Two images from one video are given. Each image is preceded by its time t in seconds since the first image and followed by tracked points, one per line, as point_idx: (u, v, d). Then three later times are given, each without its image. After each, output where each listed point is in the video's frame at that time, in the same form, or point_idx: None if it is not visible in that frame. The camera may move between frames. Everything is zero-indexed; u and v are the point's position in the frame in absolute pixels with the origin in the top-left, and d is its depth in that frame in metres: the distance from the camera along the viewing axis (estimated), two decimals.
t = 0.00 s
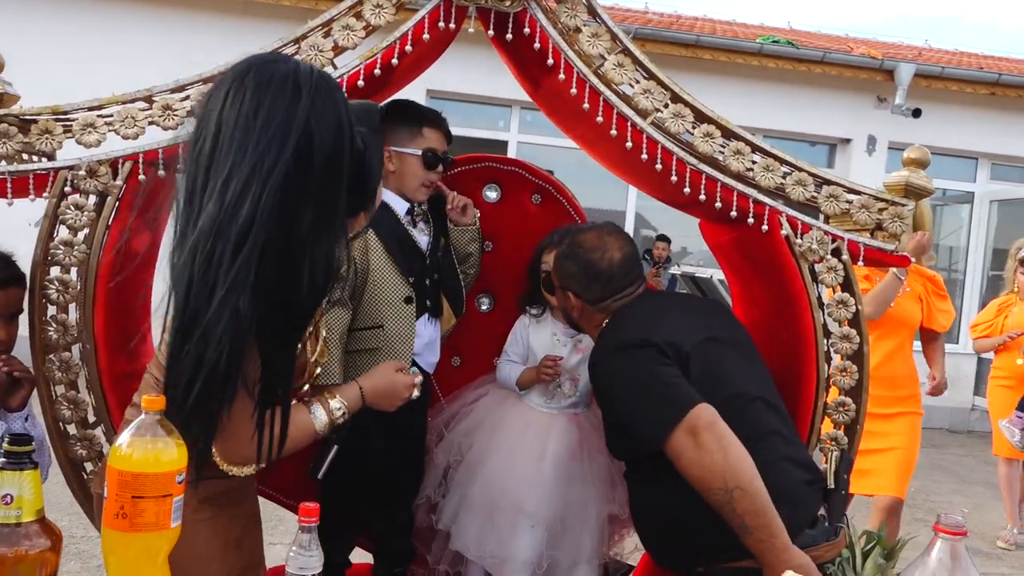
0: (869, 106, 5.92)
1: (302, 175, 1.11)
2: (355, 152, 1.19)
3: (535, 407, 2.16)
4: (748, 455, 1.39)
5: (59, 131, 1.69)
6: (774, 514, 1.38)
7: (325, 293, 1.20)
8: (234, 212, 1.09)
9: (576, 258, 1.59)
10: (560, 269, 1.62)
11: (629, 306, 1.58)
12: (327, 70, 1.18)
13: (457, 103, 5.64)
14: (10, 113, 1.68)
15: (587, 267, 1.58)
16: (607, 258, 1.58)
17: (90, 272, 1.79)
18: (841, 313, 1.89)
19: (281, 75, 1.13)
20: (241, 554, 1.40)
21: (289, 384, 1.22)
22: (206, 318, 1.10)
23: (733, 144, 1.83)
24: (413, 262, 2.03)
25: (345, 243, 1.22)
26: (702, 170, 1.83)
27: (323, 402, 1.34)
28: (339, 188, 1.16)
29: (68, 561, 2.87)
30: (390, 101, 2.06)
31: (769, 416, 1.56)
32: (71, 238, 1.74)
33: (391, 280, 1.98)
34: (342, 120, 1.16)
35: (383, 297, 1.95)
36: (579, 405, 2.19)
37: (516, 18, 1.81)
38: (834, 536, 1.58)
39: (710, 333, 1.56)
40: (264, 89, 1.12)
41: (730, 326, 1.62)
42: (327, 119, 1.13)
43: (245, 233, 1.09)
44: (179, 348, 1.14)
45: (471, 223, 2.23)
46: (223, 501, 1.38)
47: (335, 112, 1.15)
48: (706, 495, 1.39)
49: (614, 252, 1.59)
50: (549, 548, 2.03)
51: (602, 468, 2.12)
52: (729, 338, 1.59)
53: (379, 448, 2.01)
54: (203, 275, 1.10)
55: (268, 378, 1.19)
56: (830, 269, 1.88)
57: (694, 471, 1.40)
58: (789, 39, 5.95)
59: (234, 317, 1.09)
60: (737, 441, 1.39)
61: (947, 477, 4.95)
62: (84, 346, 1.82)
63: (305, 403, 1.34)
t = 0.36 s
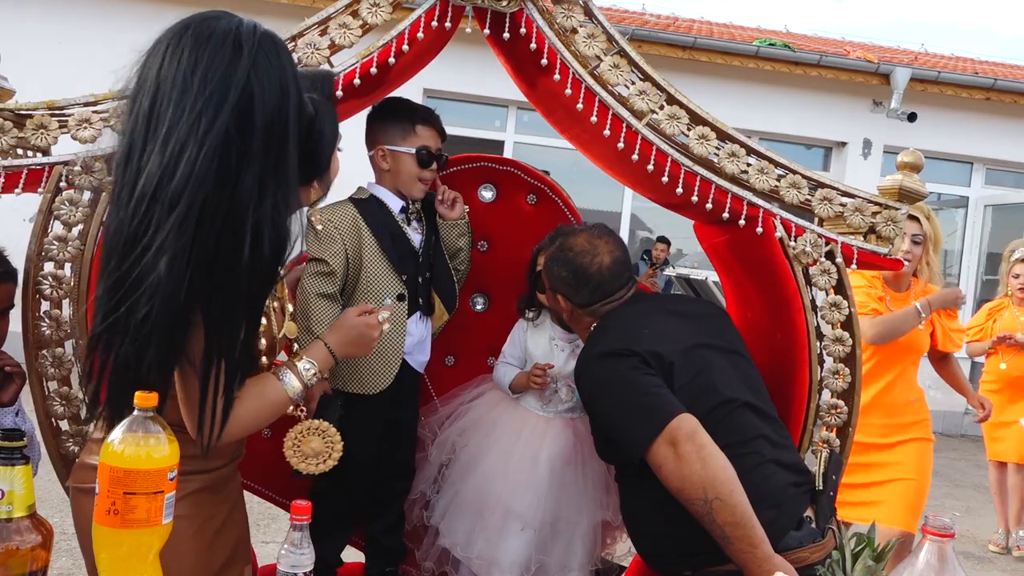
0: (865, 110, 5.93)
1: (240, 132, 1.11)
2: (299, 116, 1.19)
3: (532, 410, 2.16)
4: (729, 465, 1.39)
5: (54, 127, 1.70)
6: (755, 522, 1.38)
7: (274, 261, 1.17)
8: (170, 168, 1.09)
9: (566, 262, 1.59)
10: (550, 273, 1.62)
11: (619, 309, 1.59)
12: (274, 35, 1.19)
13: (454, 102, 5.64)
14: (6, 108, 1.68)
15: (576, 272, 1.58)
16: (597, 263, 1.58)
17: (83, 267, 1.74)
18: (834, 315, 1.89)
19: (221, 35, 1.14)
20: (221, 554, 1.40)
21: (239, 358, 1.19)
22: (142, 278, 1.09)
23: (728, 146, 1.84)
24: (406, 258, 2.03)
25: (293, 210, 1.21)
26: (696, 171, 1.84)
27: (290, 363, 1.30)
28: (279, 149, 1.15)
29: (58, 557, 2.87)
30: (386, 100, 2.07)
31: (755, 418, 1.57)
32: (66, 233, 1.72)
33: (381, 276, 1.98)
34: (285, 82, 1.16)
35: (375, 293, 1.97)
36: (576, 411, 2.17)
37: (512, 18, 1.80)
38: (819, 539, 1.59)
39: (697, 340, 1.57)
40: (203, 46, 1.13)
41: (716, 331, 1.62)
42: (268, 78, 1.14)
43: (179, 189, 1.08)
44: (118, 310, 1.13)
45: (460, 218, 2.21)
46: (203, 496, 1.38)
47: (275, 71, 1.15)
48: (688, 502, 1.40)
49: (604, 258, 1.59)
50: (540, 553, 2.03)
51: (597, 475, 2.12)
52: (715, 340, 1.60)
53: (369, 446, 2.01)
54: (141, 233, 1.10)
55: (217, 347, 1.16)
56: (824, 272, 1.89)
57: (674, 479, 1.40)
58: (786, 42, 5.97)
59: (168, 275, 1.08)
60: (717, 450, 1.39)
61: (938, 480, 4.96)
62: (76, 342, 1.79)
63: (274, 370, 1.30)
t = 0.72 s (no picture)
0: (862, 111, 5.94)
1: (174, 113, 1.08)
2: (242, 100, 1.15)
3: (533, 413, 2.15)
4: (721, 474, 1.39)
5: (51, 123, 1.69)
6: (744, 530, 1.38)
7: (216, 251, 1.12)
8: (101, 149, 1.07)
9: (561, 266, 1.59)
10: (543, 276, 1.62)
11: (614, 312, 1.59)
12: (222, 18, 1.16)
13: (451, 101, 5.64)
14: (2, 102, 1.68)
15: (571, 275, 1.58)
16: (592, 266, 1.58)
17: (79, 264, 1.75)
18: (830, 316, 1.89)
19: (163, 15, 1.12)
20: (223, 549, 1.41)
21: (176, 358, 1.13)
22: (71, 261, 1.07)
23: (726, 146, 1.84)
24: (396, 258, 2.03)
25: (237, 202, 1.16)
26: (693, 172, 1.84)
27: (306, 323, 1.30)
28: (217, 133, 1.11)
29: (52, 554, 2.87)
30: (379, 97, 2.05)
31: (749, 420, 1.57)
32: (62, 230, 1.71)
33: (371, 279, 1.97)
34: (226, 64, 1.12)
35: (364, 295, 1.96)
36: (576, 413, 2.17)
37: (510, 18, 1.80)
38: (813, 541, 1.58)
39: (692, 344, 1.56)
40: (143, 25, 1.11)
41: (711, 332, 1.62)
42: (207, 60, 1.10)
43: (109, 170, 1.06)
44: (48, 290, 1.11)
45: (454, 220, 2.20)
46: (203, 494, 1.37)
47: (215, 53, 1.11)
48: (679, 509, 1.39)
49: (598, 261, 1.59)
50: (540, 553, 2.03)
51: (599, 476, 2.10)
52: (709, 342, 1.59)
53: (364, 445, 2.01)
54: (72, 215, 1.08)
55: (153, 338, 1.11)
56: (820, 274, 1.90)
57: (665, 486, 1.40)
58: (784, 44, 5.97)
59: (93, 258, 1.06)
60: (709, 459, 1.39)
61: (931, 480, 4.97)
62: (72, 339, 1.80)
63: (295, 335, 1.30)
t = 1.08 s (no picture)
0: (862, 110, 5.94)
1: (134, 82, 1.18)
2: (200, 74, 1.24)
3: (533, 407, 2.16)
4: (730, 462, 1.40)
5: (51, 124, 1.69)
6: (748, 524, 1.38)
7: (171, 214, 1.21)
8: (68, 118, 1.18)
9: (583, 248, 1.58)
10: (563, 259, 1.60)
11: (622, 303, 1.58)
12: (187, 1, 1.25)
13: (451, 102, 5.64)
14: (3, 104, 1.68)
15: (594, 257, 1.58)
16: (613, 248, 1.59)
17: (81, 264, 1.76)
18: (831, 314, 1.89)
19: None
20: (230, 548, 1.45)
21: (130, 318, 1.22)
22: (38, 224, 1.18)
23: (726, 145, 1.85)
24: (390, 259, 2.03)
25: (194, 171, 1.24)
26: (693, 171, 1.85)
27: (312, 253, 1.44)
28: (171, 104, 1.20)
29: (54, 556, 2.86)
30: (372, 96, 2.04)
31: (754, 417, 1.56)
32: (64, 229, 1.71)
33: (367, 284, 1.97)
34: (187, 38, 1.22)
35: (359, 300, 1.95)
36: (578, 407, 2.16)
37: (510, 17, 1.80)
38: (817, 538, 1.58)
39: (702, 336, 1.56)
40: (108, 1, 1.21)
41: (718, 327, 1.61)
42: (165, 37, 1.20)
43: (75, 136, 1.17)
44: (18, 251, 1.21)
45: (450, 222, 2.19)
46: (223, 490, 1.44)
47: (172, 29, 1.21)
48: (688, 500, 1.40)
49: (619, 244, 1.60)
50: (544, 549, 2.02)
51: (601, 472, 2.10)
52: (717, 335, 1.58)
53: (365, 444, 2.01)
54: (41, 181, 1.19)
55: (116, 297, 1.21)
56: (821, 271, 1.90)
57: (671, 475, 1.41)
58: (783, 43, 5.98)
59: (57, 220, 1.16)
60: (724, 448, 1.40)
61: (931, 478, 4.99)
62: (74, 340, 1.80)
63: (303, 258, 1.44)
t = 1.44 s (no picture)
0: (859, 101, 5.94)
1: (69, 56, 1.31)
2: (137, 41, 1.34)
3: (521, 392, 2.17)
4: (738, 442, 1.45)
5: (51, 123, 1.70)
6: (733, 505, 1.45)
7: (102, 177, 1.28)
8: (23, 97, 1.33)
9: (640, 200, 1.59)
10: (616, 209, 1.59)
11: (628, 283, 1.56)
12: None
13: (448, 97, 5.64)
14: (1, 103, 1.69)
15: (649, 211, 1.59)
16: (665, 206, 1.61)
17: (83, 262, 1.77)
18: (832, 303, 1.90)
19: None
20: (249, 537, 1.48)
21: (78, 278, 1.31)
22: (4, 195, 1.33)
23: (725, 135, 1.85)
24: (384, 255, 2.03)
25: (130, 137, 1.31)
26: (693, 161, 1.85)
27: (309, 259, 1.49)
28: (100, 59, 1.31)
29: (59, 554, 2.87)
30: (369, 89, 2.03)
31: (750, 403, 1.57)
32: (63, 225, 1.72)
33: (366, 280, 1.97)
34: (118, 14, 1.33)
35: (356, 295, 1.95)
36: (565, 394, 2.16)
37: (508, 10, 1.80)
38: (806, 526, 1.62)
39: (731, 316, 1.58)
40: None
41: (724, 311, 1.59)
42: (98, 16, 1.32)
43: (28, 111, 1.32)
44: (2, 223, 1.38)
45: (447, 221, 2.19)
46: (232, 487, 1.45)
47: None
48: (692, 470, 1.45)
49: (669, 203, 1.62)
50: (527, 532, 2.02)
51: (588, 456, 2.10)
52: (728, 315, 1.57)
53: (365, 439, 2.01)
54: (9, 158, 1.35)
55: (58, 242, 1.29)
56: (821, 261, 1.90)
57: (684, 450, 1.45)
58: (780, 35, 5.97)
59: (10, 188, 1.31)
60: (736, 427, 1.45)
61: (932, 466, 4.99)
62: (76, 337, 1.82)
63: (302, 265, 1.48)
